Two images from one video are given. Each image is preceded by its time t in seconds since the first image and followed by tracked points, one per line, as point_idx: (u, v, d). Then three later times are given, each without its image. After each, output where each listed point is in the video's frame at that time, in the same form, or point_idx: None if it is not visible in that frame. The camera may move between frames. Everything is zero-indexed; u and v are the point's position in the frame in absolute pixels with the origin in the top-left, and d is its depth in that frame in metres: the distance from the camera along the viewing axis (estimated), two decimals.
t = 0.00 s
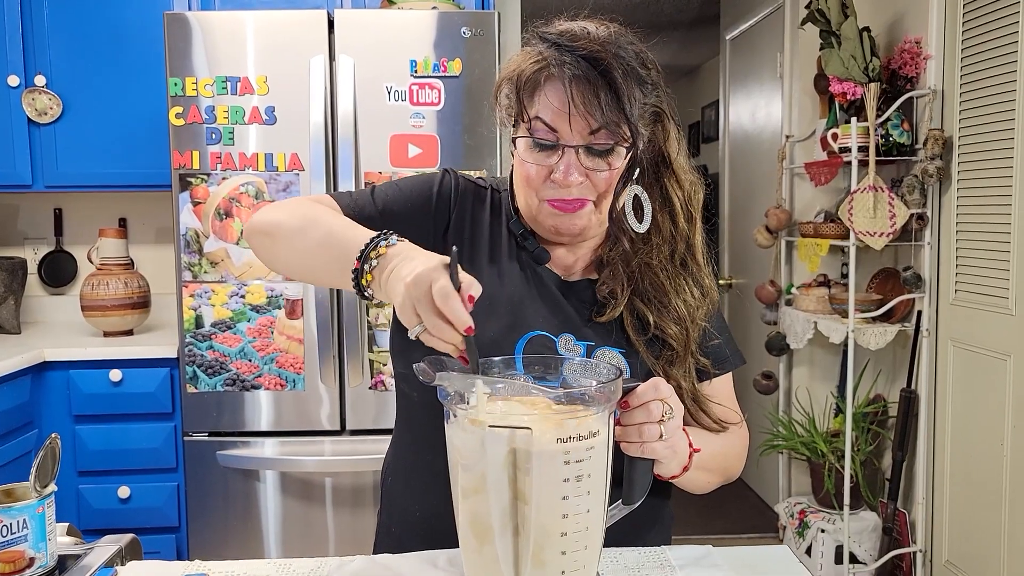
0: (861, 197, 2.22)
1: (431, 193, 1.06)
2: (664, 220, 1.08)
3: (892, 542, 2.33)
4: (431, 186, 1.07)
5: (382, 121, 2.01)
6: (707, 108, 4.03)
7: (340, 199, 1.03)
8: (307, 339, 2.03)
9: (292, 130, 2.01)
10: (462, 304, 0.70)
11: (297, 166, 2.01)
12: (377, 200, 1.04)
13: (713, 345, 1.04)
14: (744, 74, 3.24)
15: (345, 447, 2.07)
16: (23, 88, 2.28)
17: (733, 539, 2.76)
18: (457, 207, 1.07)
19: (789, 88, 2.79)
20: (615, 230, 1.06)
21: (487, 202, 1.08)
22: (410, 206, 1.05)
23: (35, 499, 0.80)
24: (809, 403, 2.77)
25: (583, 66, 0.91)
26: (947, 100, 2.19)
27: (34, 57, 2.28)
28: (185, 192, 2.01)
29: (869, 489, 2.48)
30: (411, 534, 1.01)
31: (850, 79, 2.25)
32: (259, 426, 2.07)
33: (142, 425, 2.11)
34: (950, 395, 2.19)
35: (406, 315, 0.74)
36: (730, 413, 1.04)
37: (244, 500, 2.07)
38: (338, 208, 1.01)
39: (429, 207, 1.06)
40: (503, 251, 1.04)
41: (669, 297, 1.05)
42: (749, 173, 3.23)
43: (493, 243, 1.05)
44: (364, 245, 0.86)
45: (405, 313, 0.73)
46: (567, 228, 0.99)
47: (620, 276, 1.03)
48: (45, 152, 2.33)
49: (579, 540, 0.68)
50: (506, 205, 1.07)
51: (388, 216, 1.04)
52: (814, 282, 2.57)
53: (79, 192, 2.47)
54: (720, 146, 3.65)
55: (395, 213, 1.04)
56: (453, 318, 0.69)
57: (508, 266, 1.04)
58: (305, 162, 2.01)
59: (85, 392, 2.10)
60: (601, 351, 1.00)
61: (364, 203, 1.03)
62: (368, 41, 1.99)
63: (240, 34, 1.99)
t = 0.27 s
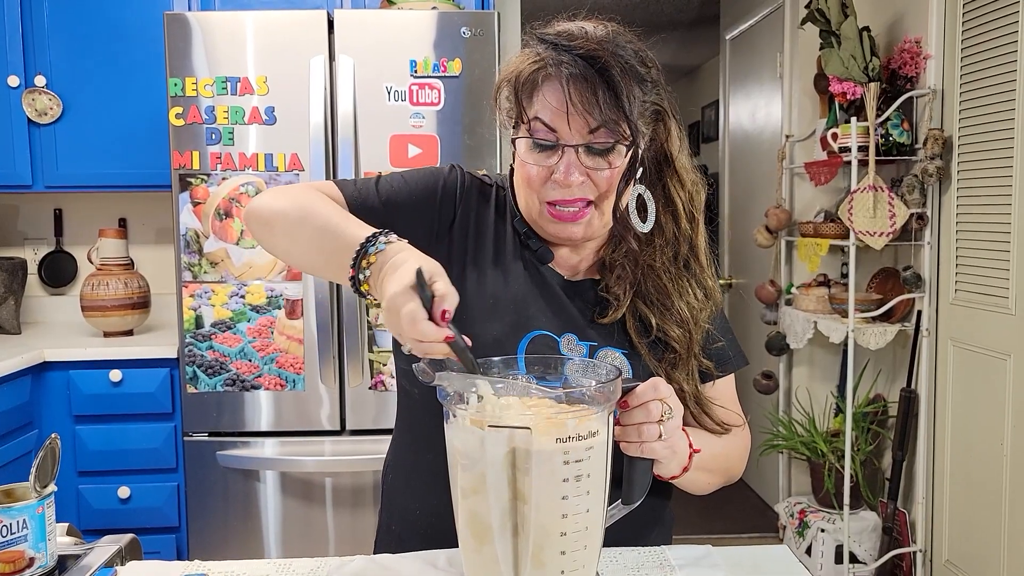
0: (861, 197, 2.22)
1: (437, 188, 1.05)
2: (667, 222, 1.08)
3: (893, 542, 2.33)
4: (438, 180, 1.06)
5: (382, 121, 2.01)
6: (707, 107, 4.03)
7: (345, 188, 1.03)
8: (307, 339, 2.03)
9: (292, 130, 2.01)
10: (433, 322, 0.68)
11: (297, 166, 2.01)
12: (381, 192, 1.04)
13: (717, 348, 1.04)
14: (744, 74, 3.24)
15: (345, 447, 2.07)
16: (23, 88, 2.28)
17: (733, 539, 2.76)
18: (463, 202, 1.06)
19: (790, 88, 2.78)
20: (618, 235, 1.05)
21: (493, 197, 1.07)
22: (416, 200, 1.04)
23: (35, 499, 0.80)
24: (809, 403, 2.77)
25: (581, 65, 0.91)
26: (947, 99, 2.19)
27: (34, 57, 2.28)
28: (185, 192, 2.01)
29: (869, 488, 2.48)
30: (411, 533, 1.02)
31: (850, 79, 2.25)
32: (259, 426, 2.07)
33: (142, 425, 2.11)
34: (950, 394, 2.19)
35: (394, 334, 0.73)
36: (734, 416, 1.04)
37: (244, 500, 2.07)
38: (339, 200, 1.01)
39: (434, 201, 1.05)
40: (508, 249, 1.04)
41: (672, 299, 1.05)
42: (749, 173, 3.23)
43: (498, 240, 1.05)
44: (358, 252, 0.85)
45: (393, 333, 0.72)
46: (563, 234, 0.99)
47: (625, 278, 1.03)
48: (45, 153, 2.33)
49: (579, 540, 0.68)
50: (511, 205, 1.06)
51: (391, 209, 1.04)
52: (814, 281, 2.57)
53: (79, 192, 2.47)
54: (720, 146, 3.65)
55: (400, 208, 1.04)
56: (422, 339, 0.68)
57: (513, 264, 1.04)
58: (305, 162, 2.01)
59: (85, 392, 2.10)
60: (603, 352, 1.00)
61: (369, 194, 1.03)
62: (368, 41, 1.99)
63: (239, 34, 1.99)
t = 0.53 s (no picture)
0: (859, 195, 2.22)
1: (423, 199, 1.06)
2: (663, 220, 1.08)
3: (892, 540, 2.33)
4: (422, 187, 1.07)
5: (381, 120, 2.01)
6: (706, 106, 4.03)
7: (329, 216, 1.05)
8: (306, 339, 2.04)
9: (291, 129, 2.01)
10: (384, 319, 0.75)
11: (295, 165, 2.01)
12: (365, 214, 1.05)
13: (716, 345, 1.04)
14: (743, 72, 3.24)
15: (345, 447, 2.07)
16: (21, 88, 2.28)
17: (733, 538, 2.76)
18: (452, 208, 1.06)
19: (789, 86, 2.78)
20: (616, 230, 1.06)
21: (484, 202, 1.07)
22: (401, 207, 1.06)
23: (34, 499, 0.80)
24: (808, 401, 2.77)
25: (577, 61, 0.91)
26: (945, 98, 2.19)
27: (33, 57, 2.28)
28: (184, 192, 2.01)
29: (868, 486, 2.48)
30: (411, 532, 1.02)
31: (849, 77, 2.25)
32: (259, 426, 2.07)
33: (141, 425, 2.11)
34: (949, 392, 2.19)
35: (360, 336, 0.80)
36: (733, 411, 1.04)
37: (244, 499, 2.07)
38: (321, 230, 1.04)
39: (421, 211, 1.06)
40: (501, 250, 1.04)
41: (670, 297, 1.05)
42: (748, 171, 3.23)
43: (491, 243, 1.05)
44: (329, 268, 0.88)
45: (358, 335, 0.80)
46: (562, 230, 0.99)
47: (623, 275, 1.03)
48: (44, 153, 2.33)
49: (578, 539, 0.68)
50: (503, 207, 1.06)
51: (376, 228, 1.05)
52: (813, 280, 2.57)
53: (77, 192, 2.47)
54: (719, 145, 3.65)
55: (383, 217, 1.05)
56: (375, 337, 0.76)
57: (507, 266, 1.03)
58: (304, 162, 2.01)
59: (84, 392, 2.10)
60: (601, 352, 1.00)
61: (350, 209, 1.05)
62: (367, 40, 1.99)
63: (238, 33, 1.98)
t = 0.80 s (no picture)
0: (859, 194, 2.22)
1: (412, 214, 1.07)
2: (659, 215, 1.08)
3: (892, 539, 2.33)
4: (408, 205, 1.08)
5: (381, 120, 2.01)
6: (706, 105, 4.03)
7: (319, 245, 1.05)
8: (306, 338, 2.04)
9: (291, 129, 2.01)
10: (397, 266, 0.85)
11: (296, 166, 2.01)
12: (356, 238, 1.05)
13: (715, 339, 1.05)
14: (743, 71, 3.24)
15: (345, 446, 2.07)
16: (21, 89, 2.28)
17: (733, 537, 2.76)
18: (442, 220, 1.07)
19: (789, 86, 2.78)
20: (612, 222, 1.04)
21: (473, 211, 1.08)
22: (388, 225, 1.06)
23: (36, 499, 0.80)
24: (808, 401, 2.77)
25: (570, 52, 0.92)
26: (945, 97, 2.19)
27: (33, 57, 2.28)
28: (184, 192, 2.01)
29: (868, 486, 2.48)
30: (412, 533, 1.02)
31: (849, 77, 2.25)
32: (259, 426, 2.07)
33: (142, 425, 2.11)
34: (949, 392, 2.19)
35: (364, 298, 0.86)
36: (733, 405, 1.04)
37: (244, 499, 2.08)
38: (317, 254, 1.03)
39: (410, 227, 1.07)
40: (495, 255, 1.05)
41: (669, 293, 1.05)
42: (748, 171, 3.23)
43: (483, 250, 1.06)
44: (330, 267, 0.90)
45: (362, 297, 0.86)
46: (559, 224, 0.98)
47: (618, 269, 1.04)
48: (44, 153, 2.33)
49: (579, 539, 0.68)
50: (493, 214, 1.07)
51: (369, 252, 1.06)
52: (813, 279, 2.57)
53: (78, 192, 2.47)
54: (719, 144, 3.65)
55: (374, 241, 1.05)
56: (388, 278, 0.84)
57: (501, 271, 1.04)
58: (304, 162, 2.01)
59: (84, 392, 2.10)
60: (599, 352, 1.00)
61: (339, 240, 1.04)
62: (367, 40, 1.99)
63: (238, 33, 1.98)
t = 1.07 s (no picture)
0: (859, 194, 2.22)
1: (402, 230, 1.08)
2: (649, 209, 1.10)
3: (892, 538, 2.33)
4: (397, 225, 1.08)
5: (380, 121, 2.01)
6: (706, 105, 4.03)
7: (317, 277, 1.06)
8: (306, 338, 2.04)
9: (291, 130, 2.01)
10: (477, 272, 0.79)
11: (295, 166, 2.01)
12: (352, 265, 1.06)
13: (712, 332, 1.05)
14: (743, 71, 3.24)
15: (345, 447, 2.07)
16: (21, 89, 2.28)
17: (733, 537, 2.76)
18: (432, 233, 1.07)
19: (788, 86, 2.78)
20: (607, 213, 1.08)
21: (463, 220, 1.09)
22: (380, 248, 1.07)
23: (36, 500, 0.80)
24: (808, 401, 2.77)
25: (560, 32, 0.94)
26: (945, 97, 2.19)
27: (32, 58, 2.28)
28: (184, 193, 2.01)
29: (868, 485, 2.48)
30: (411, 533, 1.02)
31: (848, 77, 2.25)
32: (259, 426, 2.07)
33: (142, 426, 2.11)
34: (949, 392, 2.19)
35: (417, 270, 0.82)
36: (731, 399, 1.04)
37: (245, 500, 2.08)
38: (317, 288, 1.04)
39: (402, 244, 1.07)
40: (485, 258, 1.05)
41: (665, 287, 1.05)
42: (748, 171, 3.23)
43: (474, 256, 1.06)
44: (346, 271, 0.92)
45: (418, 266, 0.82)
46: (553, 210, 0.96)
47: (612, 264, 1.04)
48: (44, 153, 2.33)
49: (579, 540, 0.69)
50: (482, 223, 1.08)
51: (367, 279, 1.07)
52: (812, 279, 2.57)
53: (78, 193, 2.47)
54: (719, 144, 3.65)
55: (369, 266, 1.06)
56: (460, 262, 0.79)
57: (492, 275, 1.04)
58: (304, 162, 2.01)
59: (84, 393, 2.10)
60: (595, 352, 1.00)
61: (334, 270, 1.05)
62: (367, 41, 1.99)
63: (238, 34, 1.99)
